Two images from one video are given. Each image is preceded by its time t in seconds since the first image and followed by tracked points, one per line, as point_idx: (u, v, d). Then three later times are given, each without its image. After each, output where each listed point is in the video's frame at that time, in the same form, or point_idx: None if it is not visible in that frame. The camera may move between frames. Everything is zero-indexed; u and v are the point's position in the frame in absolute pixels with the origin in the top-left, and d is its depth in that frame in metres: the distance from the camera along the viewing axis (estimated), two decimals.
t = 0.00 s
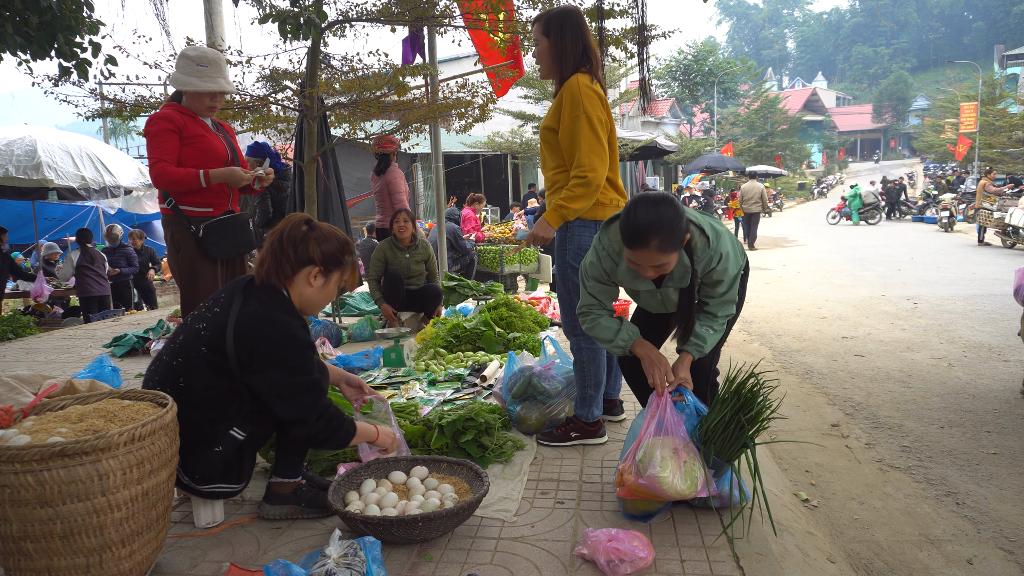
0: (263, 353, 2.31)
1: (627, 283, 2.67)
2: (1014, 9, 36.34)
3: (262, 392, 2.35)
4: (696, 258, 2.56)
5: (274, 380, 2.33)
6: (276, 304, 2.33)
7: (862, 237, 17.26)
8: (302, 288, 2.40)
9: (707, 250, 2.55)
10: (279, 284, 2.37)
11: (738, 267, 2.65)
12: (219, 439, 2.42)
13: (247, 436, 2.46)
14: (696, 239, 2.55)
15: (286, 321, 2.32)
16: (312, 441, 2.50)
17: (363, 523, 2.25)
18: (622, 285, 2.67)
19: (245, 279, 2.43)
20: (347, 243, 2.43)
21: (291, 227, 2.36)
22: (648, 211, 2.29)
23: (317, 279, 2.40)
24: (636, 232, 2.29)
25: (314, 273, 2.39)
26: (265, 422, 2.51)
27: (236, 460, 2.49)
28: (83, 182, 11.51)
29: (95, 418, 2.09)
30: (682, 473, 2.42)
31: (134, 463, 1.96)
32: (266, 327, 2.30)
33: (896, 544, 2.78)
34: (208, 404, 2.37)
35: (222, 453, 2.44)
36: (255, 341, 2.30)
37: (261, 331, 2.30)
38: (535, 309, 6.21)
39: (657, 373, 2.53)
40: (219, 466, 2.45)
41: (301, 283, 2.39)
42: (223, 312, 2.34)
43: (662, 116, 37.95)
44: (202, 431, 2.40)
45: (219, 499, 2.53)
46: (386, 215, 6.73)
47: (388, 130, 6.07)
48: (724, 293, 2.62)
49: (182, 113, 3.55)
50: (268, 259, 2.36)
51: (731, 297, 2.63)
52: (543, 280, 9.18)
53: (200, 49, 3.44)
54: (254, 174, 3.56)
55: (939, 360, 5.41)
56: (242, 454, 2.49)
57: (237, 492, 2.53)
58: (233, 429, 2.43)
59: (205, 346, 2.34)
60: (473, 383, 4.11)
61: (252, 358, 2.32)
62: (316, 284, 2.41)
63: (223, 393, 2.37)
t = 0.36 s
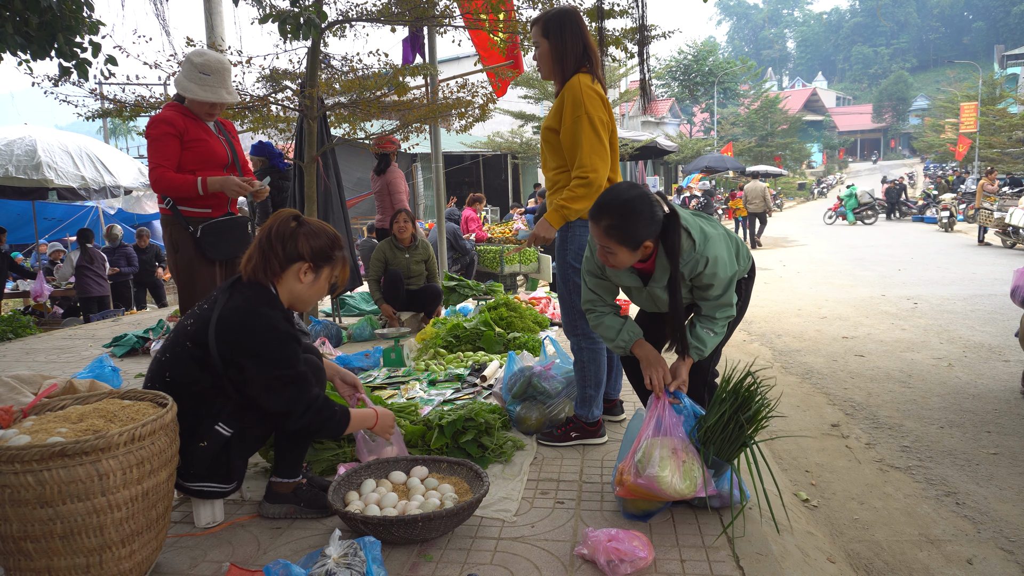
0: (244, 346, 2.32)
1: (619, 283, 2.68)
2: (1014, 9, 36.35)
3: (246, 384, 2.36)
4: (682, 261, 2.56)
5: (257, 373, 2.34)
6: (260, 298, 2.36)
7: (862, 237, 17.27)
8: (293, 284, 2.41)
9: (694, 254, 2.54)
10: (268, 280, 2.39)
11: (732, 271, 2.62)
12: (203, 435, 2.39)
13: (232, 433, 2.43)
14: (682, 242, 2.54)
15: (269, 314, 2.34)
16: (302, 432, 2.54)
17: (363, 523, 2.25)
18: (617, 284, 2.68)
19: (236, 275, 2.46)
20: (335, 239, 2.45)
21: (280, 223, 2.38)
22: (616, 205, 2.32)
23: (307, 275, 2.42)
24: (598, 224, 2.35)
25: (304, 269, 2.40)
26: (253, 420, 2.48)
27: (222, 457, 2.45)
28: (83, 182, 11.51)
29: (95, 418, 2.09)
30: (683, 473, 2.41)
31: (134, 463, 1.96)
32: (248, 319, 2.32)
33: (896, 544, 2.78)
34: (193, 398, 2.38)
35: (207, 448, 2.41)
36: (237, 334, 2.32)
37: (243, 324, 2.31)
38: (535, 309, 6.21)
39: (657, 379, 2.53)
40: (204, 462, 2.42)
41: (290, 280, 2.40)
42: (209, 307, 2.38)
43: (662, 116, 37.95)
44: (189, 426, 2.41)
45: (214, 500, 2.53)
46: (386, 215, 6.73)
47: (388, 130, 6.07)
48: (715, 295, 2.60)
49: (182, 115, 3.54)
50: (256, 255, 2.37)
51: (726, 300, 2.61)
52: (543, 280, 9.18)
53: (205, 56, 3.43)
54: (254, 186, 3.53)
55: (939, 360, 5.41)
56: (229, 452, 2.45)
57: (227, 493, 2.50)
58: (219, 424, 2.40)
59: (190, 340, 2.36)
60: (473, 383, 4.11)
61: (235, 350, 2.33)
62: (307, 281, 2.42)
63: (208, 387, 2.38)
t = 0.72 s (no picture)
0: (238, 334, 2.33)
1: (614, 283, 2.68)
2: (1014, 9, 36.36)
3: (241, 372, 2.36)
4: (678, 261, 2.56)
5: (250, 360, 2.33)
6: (255, 291, 2.37)
7: (862, 237, 17.27)
8: (292, 282, 2.42)
9: (689, 255, 2.55)
10: (267, 278, 2.40)
11: (729, 273, 2.61)
12: (195, 424, 2.39)
13: (225, 425, 2.42)
14: (678, 242, 2.55)
15: (260, 303, 2.34)
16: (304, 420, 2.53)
17: (363, 523, 2.25)
18: (611, 285, 2.68)
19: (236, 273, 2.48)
20: (334, 237, 2.45)
21: (279, 222, 2.39)
22: (615, 203, 2.32)
23: (305, 273, 2.42)
24: (598, 222, 2.34)
25: (302, 267, 2.41)
26: (247, 412, 2.46)
27: (213, 452, 2.43)
28: (83, 182, 11.51)
29: (95, 418, 2.09)
30: (681, 471, 2.42)
31: (133, 463, 1.96)
32: (239, 308, 2.33)
33: (896, 544, 2.78)
34: (190, 389, 2.41)
35: (198, 438, 2.40)
36: (229, 322, 2.33)
37: (235, 313, 2.32)
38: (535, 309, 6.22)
39: (666, 380, 2.54)
40: (197, 453, 2.41)
41: (289, 277, 2.41)
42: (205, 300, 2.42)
43: (662, 116, 37.96)
44: (186, 416, 2.43)
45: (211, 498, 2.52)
46: (386, 215, 6.73)
47: (388, 130, 6.07)
48: (711, 297, 2.60)
49: (182, 116, 3.53)
50: (253, 253, 2.39)
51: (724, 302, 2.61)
52: (543, 280, 9.19)
53: (203, 58, 3.42)
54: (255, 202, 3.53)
55: (939, 360, 5.41)
56: (220, 445, 2.43)
57: (218, 492, 2.48)
58: (211, 415, 2.39)
59: (185, 332, 2.39)
60: (473, 383, 4.11)
61: (228, 339, 2.34)
62: (305, 279, 2.43)
63: (202, 377, 2.40)
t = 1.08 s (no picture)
0: (239, 333, 2.33)
1: (631, 301, 2.57)
2: (1014, 9, 36.35)
3: (242, 371, 2.37)
4: (699, 267, 2.57)
5: (252, 359, 2.34)
6: (257, 290, 2.38)
7: (862, 237, 17.27)
8: (293, 283, 2.42)
9: (708, 259, 2.57)
10: (269, 280, 2.41)
11: (739, 273, 2.68)
12: (197, 423, 2.39)
13: (226, 424, 2.42)
14: (697, 248, 2.56)
15: (261, 302, 2.35)
16: (306, 418, 2.53)
17: (363, 523, 2.25)
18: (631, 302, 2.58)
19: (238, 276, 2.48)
20: (338, 239, 2.45)
21: (282, 223, 2.38)
22: (647, 213, 2.25)
23: (307, 275, 2.42)
24: (629, 234, 2.23)
25: (304, 269, 2.41)
26: (249, 411, 2.46)
27: (214, 450, 2.43)
28: (83, 182, 11.51)
29: (95, 418, 2.09)
30: (683, 468, 2.42)
31: (134, 463, 1.96)
32: (241, 307, 2.33)
33: (896, 544, 2.78)
34: (192, 387, 2.42)
35: (199, 437, 2.39)
36: (230, 322, 2.33)
37: (235, 313, 2.33)
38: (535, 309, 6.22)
39: (665, 379, 2.55)
40: (199, 452, 2.40)
41: (290, 279, 2.41)
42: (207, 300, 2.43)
43: (662, 116, 37.96)
44: (187, 414, 2.43)
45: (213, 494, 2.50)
46: (386, 215, 6.73)
47: (388, 130, 6.07)
48: (728, 299, 2.64)
49: (185, 114, 3.54)
50: (255, 256, 2.40)
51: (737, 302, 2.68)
52: (544, 280, 9.18)
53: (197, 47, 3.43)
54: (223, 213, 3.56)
55: (939, 360, 5.41)
56: (222, 444, 2.43)
57: (220, 490, 2.46)
58: (213, 414, 2.39)
59: (187, 332, 2.40)
60: (473, 383, 4.11)
61: (230, 338, 2.34)
62: (306, 280, 2.43)
63: (204, 376, 2.41)
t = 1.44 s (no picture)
0: (237, 331, 2.34)
1: (645, 313, 2.50)
2: (1014, 9, 36.35)
3: (241, 368, 2.37)
4: (706, 268, 2.59)
5: (251, 356, 2.35)
6: (254, 288, 2.38)
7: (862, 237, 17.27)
8: (289, 282, 2.43)
9: (714, 258, 2.59)
10: (266, 280, 2.41)
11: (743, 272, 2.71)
12: (197, 421, 2.40)
13: (227, 421, 2.42)
14: (702, 251, 2.58)
15: (260, 301, 2.35)
16: (306, 414, 2.53)
17: (363, 523, 2.25)
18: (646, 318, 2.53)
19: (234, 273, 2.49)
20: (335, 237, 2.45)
21: (279, 222, 2.39)
22: (651, 220, 2.26)
23: (303, 274, 2.43)
24: (633, 242, 2.25)
25: (300, 267, 2.41)
26: (249, 408, 2.46)
27: (215, 447, 2.43)
28: (83, 182, 11.51)
29: (95, 418, 2.09)
30: (680, 471, 2.42)
31: (134, 463, 1.96)
32: (239, 305, 2.34)
33: (896, 544, 2.78)
34: (191, 385, 2.42)
35: (199, 435, 2.40)
36: (229, 320, 2.33)
37: (233, 310, 2.33)
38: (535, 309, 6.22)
39: (668, 380, 2.57)
40: (199, 450, 2.41)
41: (287, 277, 2.42)
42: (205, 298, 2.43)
43: (662, 116, 37.98)
44: (188, 412, 2.44)
45: (213, 492, 2.50)
46: (386, 215, 6.73)
47: (388, 130, 6.07)
48: (735, 299, 2.65)
49: (188, 113, 3.54)
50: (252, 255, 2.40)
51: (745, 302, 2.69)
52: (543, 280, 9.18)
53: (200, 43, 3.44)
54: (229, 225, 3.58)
55: (939, 360, 5.41)
56: (223, 441, 2.43)
57: (221, 486, 2.46)
58: (213, 411, 2.39)
59: (186, 330, 2.41)
60: (473, 383, 4.11)
61: (228, 336, 2.34)
62: (303, 279, 2.43)
63: (204, 373, 2.41)
